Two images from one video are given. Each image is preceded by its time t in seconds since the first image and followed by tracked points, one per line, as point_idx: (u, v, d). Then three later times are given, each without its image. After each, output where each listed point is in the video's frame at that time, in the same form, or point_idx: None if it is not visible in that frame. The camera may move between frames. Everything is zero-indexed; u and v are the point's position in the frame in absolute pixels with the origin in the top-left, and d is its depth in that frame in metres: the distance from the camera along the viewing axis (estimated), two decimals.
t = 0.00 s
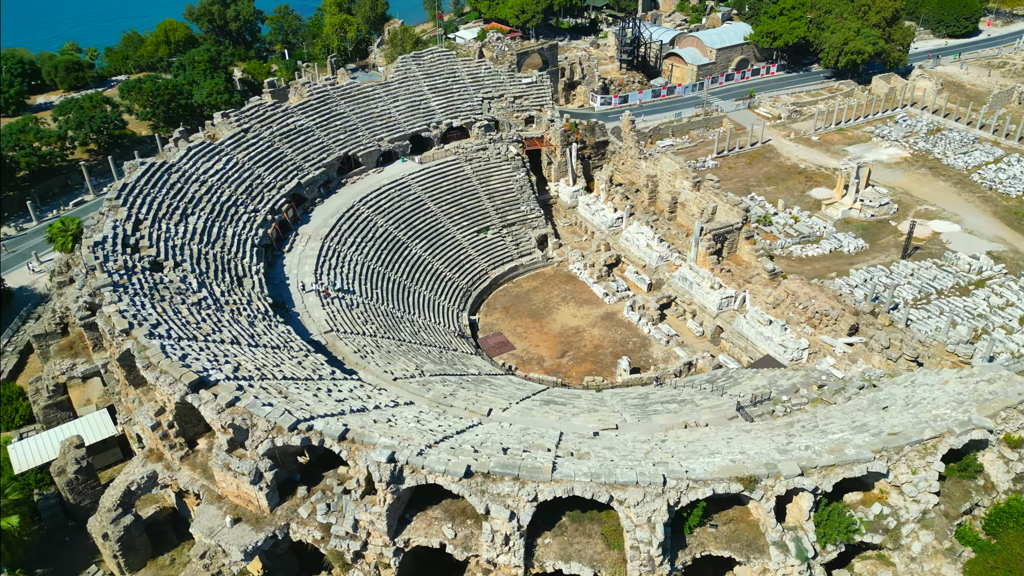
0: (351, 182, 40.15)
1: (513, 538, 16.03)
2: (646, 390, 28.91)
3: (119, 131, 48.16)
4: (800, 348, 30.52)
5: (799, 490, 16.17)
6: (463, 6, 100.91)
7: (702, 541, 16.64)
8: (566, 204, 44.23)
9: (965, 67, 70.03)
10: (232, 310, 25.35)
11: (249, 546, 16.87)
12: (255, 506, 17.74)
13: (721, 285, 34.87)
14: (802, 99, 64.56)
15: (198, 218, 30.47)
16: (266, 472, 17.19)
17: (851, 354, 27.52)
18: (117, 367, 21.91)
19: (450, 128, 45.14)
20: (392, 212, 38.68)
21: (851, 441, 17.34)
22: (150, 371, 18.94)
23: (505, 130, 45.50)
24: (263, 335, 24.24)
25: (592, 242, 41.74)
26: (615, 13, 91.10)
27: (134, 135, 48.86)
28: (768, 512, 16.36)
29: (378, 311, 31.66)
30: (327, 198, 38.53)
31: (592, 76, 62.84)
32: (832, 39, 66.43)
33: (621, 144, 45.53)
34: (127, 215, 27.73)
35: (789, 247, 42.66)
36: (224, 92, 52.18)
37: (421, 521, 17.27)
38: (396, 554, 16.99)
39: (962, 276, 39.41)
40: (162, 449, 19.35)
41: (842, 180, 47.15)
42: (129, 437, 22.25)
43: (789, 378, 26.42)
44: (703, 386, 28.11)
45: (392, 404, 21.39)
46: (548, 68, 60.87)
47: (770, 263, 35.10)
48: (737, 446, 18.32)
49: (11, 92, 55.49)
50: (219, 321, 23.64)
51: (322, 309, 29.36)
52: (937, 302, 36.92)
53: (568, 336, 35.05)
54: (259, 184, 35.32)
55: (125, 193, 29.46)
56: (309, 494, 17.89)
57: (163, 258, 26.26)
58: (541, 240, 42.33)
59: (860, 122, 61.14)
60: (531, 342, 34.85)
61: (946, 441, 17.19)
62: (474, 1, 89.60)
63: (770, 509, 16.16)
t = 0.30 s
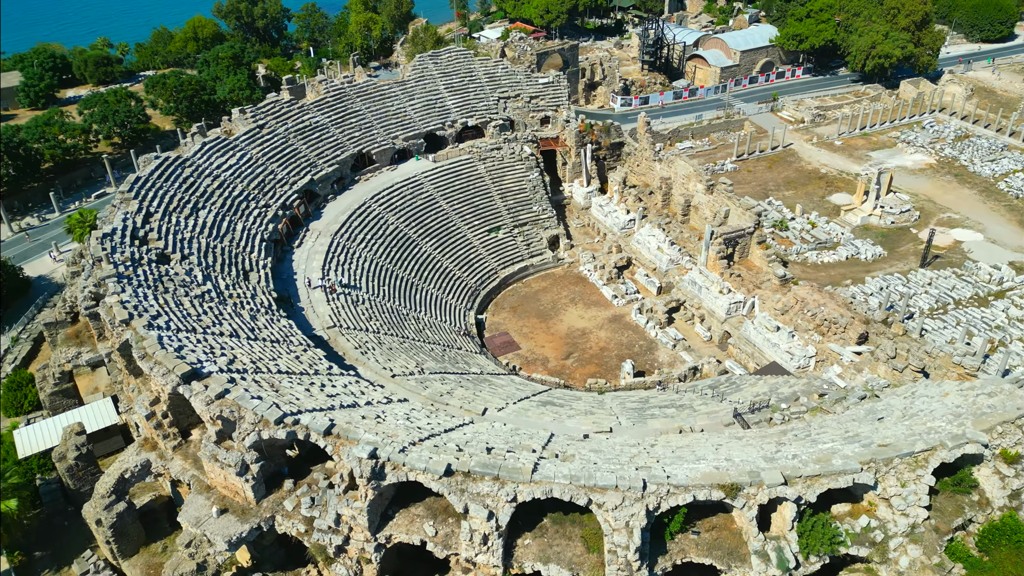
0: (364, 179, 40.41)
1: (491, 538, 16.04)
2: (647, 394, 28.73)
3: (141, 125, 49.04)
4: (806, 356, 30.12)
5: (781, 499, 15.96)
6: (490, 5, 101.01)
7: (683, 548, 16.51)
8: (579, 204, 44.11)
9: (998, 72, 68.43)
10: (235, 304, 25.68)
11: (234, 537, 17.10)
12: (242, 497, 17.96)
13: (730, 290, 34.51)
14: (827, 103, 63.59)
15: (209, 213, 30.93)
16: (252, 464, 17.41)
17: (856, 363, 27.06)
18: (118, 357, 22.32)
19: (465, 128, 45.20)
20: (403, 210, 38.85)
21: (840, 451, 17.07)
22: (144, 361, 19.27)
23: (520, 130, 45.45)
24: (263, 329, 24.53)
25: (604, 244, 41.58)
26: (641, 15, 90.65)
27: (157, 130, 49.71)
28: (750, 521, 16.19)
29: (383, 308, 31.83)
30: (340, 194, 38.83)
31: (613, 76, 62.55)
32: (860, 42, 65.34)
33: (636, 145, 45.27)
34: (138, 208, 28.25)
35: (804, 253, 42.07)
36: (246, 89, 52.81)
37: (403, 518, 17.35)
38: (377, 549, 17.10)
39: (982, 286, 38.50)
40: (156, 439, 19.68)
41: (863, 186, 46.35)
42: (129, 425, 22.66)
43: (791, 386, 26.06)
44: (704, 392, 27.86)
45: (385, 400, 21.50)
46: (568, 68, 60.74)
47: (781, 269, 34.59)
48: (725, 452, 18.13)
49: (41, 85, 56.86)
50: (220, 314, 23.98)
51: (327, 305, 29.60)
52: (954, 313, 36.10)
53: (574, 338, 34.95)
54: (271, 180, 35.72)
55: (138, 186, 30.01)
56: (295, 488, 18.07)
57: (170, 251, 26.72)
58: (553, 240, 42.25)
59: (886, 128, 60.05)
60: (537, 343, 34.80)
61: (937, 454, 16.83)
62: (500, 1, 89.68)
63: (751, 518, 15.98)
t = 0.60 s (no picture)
0: (383, 176, 40.69)
1: (474, 537, 16.08)
2: (653, 399, 28.50)
3: (170, 119, 50.11)
4: (818, 365, 29.64)
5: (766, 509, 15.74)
6: (522, 5, 101.10)
7: (668, 554, 16.37)
8: (597, 206, 43.98)
9: None
10: (243, 296, 26.11)
11: (224, 525, 17.39)
12: (234, 487, 18.25)
13: (745, 296, 34.06)
14: (858, 108, 62.36)
15: (225, 206, 31.46)
16: (244, 454, 17.68)
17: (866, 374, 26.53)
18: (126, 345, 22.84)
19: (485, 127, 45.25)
20: (420, 208, 39.01)
21: (832, 462, 16.77)
22: (146, 351, 19.69)
23: (541, 130, 45.37)
24: (269, 322, 24.87)
25: (620, 246, 41.39)
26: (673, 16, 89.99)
27: (185, 123, 50.78)
28: (735, 530, 16.01)
29: (393, 305, 32.01)
30: (358, 191, 39.14)
31: (640, 78, 62.13)
32: (894, 46, 63.93)
33: (657, 148, 44.89)
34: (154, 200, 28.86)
35: (825, 260, 41.32)
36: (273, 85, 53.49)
37: (390, 513, 17.48)
38: (363, 544, 17.25)
39: (1009, 298, 37.36)
40: (157, 427, 20.10)
41: (889, 193, 45.33)
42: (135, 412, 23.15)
43: (797, 395, 25.65)
44: (710, 398, 27.57)
45: (383, 396, 21.65)
46: (594, 69, 60.52)
47: (797, 276, 33.98)
48: (716, 459, 17.92)
49: (77, 79, 58.88)
50: (227, 306, 24.38)
51: (336, 300, 29.88)
52: (977, 325, 35.10)
53: (584, 340, 34.82)
54: (289, 175, 36.18)
55: (156, 179, 30.64)
56: (286, 479, 18.31)
57: (184, 243, 27.24)
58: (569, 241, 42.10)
59: (918, 134, 58.64)
60: (547, 344, 34.75)
61: (932, 470, 16.43)
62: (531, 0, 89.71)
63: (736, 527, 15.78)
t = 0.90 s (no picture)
0: (402, 173, 40.93)
1: (457, 534, 16.13)
2: (660, 404, 28.22)
3: (200, 113, 51.02)
4: (831, 375, 29.09)
5: (752, 519, 15.52)
6: (555, 5, 100.86)
7: (652, 561, 16.22)
8: (617, 208, 43.82)
9: None
10: (254, 289, 26.52)
11: (216, 513, 17.70)
12: (229, 476, 18.56)
13: (760, 303, 33.56)
14: (892, 114, 60.99)
15: (242, 200, 31.99)
16: (238, 444, 17.96)
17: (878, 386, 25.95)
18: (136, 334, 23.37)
19: (507, 126, 45.25)
20: (438, 205, 39.15)
21: (825, 474, 16.45)
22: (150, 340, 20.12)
23: (562, 131, 45.22)
24: (276, 315, 25.20)
25: (638, 249, 41.17)
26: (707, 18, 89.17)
27: (214, 117, 51.73)
28: (720, 539, 15.83)
29: (404, 301, 32.17)
30: (377, 188, 39.44)
31: (668, 79, 61.61)
32: (932, 51, 62.38)
33: (679, 150, 44.45)
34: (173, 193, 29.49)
35: (847, 268, 40.51)
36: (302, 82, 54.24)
37: (379, 508, 17.61)
38: (351, 537, 17.42)
39: None
40: (160, 414, 20.57)
41: (918, 202, 44.20)
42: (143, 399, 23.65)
43: (804, 405, 25.21)
44: (717, 404, 27.26)
45: (383, 391, 21.81)
46: (621, 70, 60.21)
47: (814, 284, 33.34)
48: (708, 467, 17.70)
49: (114, 72, 59.91)
50: (236, 298, 24.77)
51: (348, 296, 30.14)
52: (1003, 340, 33.96)
53: (596, 342, 34.65)
54: (309, 170, 36.62)
55: (177, 172, 31.29)
56: (279, 471, 18.54)
57: (199, 235, 27.78)
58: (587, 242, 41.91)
59: (954, 142, 57.02)
60: (558, 345, 34.66)
61: (927, 486, 16.03)
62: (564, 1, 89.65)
63: (721, 535, 15.59)
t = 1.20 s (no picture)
0: (422, 171, 41.16)
1: (442, 531, 16.18)
2: (666, 409, 27.94)
3: (230, 108, 51.91)
4: (845, 386, 28.48)
5: (737, 529, 15.32)
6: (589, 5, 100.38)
7: (636, 566, 16.09)
8: (638, 210, 43.66)
9: None
10: (265, 282, 26.94)
11: (211, 501, 18.02)
12: (226, 465, 18.89)
13: (776, 310, 33.05)
14: (928, 120, 59.43)
15: (261, 195, 32.49)
16: (234, 434, 18.27)
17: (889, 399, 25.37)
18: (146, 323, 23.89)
19: (529, 126, 45.23)
20: (456, 204, 39.30)
21: (817, 485, 16.15)
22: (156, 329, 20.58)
23: (584, 131, 45.02)
24: (285, 308, 25.56)
25: (656, 252, 40.90)
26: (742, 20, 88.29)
27: (243, 112, 52.67)
28: (705, 547, 15.67)
29: (416, 298, 32.35)
30: (396, 185, 39.72)
31: (697, 81, 60.97)
32: (971, 57, 60.62)
33: (701, 153, 43.97)
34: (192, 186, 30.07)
35: (871, 277, 39.62)
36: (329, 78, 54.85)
37: (369, 502, 17.76)
38: (340, 530, 17.58)
39: None
40: (165, 402, 21.01)
41: (948, 211, 42.95)
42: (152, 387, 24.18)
43: (811, 415, 24.77)
44: (724, 411, 26.92)
45: (384, 387, 21.97)
46: (649, 72, 59.80)
47: (832, 292, 32.69)
48: (699, 473, 17.51)
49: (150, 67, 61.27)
50: (246, 291, 25.18)
51: (359, 291, 30.41)
52: None
53: (608, 344, 34.46)
54: (329, 166, 37.03)
55: (197, 165, 31.88)
56: (274, 462, 18.82)
57: (214, 228, 28.29)
58: (605, 244, 41.70)
59: (991, 150, 54.92)
60: (570, 346, 34.56)
61: (922, 502, 15.64)
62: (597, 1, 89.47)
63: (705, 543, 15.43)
